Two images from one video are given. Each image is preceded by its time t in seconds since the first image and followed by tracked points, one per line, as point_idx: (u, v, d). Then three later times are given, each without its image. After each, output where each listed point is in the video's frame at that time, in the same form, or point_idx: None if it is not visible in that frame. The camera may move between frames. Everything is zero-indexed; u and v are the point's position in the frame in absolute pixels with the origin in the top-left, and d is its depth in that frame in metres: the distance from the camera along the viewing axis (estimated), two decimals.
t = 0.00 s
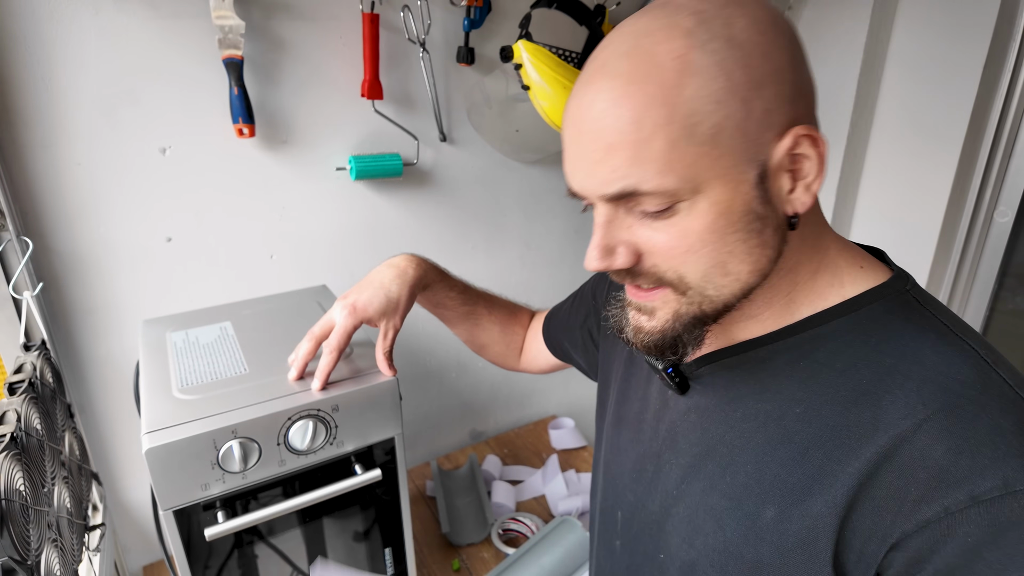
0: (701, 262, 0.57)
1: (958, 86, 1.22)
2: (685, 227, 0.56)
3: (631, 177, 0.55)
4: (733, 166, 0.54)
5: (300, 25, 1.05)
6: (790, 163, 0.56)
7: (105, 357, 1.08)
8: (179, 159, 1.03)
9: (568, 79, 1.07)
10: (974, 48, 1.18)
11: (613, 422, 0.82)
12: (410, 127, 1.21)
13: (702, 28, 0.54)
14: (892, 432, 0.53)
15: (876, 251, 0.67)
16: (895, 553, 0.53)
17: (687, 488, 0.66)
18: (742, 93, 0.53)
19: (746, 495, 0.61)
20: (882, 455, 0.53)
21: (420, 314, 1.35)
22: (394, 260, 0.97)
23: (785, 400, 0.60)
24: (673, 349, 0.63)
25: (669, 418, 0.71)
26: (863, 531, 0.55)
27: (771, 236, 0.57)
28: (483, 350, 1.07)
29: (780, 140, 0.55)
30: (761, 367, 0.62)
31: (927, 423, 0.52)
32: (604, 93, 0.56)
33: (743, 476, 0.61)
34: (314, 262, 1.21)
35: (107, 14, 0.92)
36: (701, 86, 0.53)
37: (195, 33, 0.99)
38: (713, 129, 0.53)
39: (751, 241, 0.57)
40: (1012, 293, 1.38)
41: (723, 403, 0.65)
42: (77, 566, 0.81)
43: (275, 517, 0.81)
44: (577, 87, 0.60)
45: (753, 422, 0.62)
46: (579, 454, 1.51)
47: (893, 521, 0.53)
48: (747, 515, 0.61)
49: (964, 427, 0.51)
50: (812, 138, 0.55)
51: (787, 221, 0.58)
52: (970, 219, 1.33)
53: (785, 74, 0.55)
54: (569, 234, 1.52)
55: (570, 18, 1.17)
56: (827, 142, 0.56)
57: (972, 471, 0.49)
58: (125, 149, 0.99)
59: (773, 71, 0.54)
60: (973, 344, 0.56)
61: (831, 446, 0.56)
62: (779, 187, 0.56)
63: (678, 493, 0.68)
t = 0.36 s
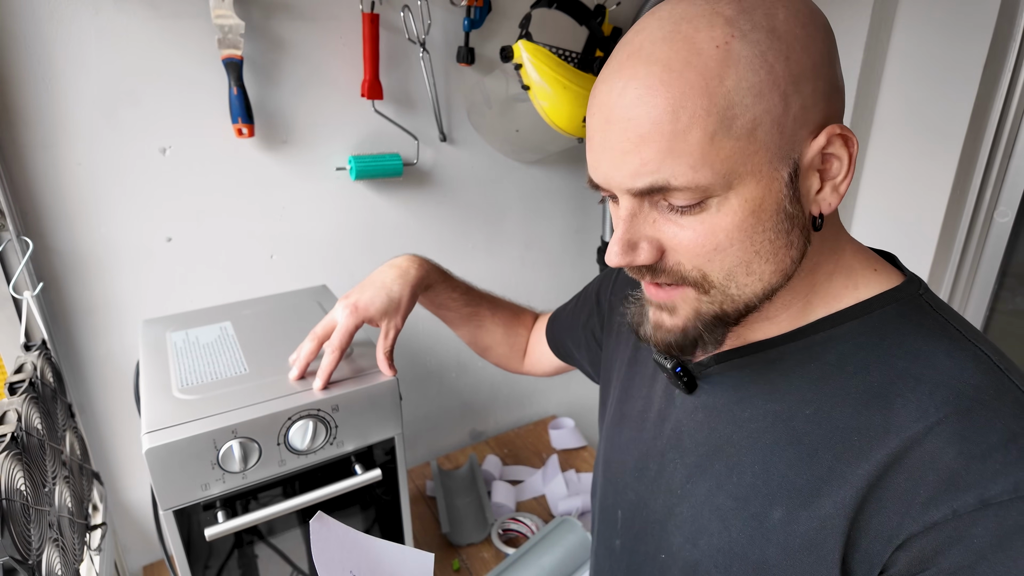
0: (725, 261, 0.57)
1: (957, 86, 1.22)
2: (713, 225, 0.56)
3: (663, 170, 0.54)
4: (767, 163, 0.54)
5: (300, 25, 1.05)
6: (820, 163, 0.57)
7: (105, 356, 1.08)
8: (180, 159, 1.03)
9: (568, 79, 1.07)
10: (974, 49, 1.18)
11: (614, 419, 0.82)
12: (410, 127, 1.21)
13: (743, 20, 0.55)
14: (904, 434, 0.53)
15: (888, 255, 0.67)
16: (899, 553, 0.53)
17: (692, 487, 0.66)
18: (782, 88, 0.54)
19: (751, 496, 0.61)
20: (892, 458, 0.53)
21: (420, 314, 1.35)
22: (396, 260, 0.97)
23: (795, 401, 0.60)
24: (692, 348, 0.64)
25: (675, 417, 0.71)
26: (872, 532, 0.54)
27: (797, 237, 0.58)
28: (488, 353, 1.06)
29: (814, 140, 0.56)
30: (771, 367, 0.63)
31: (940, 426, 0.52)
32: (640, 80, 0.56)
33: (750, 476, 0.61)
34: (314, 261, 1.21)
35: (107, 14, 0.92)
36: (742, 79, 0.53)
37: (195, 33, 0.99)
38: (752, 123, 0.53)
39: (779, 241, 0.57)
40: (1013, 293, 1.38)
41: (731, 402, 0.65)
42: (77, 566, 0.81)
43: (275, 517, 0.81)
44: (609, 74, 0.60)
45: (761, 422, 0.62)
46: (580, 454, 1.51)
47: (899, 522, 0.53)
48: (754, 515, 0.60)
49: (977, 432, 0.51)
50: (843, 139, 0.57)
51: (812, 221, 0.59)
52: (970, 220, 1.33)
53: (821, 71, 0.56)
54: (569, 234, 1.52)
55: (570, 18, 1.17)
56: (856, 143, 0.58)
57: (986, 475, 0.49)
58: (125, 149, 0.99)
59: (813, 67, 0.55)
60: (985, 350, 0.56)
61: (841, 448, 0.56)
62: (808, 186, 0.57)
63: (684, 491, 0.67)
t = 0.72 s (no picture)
0: (723, 259, 0.57)
1: (958, 86, 1.22)
2: (711, 222, 0.56)
3: (661, 165, 0.54)
4: (767, 160, 0.54)
5: (300, 25, 1.05)
6: (819, 163, 0.57)
7: (105, 357, 1.08)
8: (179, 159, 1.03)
9: (568, 79, 1.07)
10: (974, 49, 1.18)
11: (615, 420, 0.83)
12: (410, 127, 1.21)
13: (746, 16, 0.55)
14: (906, 439, 0.53)
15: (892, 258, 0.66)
16: (900, 561, 0.53)
17: (693, 491, 0.67)
18: (783, 84, 0.54)
19: (751, 500, 0.61)
20: (893, 464, 0.53)
21: (420, 314, 1.35)
22: (397, 260, 0.97)
23: (795, 405, 0.60)
24: (688, 348, 0.63)
25: (675, 421, 0.71)
26: (873, 539, 0.55)
27: (795, 237, 0.58)
28: (489, 355, 1.06)
29: (813, 139, 0.56)
30: (772, 371, 0.62)
31: (942, 431, 0.52)
32: (640, 74, 0.56)
33: (751, 480, 0.61)
34: (314, 262, 1.21)
35: (107, 14, 0.92)
36: (743, 75, 0.53)
37: (195, 33, 0.99)
38: (752, 119, 0.53)
39: (777, 240, 0.57)
40: (1013, 293, 1.38)
41: (732, 405, 0.65)
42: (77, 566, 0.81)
43: (275, 517, 0.80)
44: (609, 67, 0.60)
45: (761, 426, 0.62)
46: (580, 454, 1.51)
47: (901, 529, 0.53)
48: (754, 521, 0.61)
49: (979, 437, 0.51)
50: (844, 139, 0.57)
51: (811, 222, 0.59)
52: (971, 220, 1.33)
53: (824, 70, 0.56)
54: (569, 234, 1.52)
55: (570, 18, 1.16)
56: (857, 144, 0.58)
57: (989, 481, 0.49)
58: (125, 149, 0.99)
59: (816, 65, 0.55)
60: (990, 354, 0.55)
61: (842, 453, 0.56)
62: (807, 187, 0.57)
63: (684, 495, 0.68)
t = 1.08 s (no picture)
0: (718, 259, 0.57)
1: (959, 85, 1.22)
2: (705, 222, 0.56)
3: (653, 165, 0.54)
4: (760, 160, 0.54)
5: (300, 25, 1.05)
6: (813, 162, 0.57)
7: (105, 357, 1.08)
8: (179, 159, 1.03)
9: (568, 79, 1.06)
10: (975, 49, 1.18)
11: (614, 421, 0.83)
12: (410, 128, 1.21)
13: (737, 15, 0.55)
14: (903, 441, 0.53)
15: (890, 258, 0.66)
16: (898, 562, 0.53)
17: (690, 492, 0.67)
18: (775, 83, 0.54)
19: (748, 502, 0.61)
20: (891, 465, 0.54)
21: (420, 314, 1.35)
22: (398, 260, 0.97)
23: (793, 406, 0.60)
24: (688, 350, 0.62)
25: (672, 422, 0.71)
26: (871, 541, 0.55)
27: (790, 236, 0.57)
28: (490, 356, 1.05)
29: (807, 138, 0.56)
30: (769, 371, 0.62)
31: (939, 432, 0.52)
32: (633, 74, 0.56)
33: (748, 482, 0.61)
34: (313, 262, 1.21)
35: (108, 14, 0.92)
36: (735, 74, 0.53)
37: (195, 33, 0.99)
38: (745, 118, 0.53)
39: (772, 240, 0.57)
40: (1013, 293, 1.38)
41: (730, 406, 0.65)
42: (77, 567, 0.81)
43: (275, 517, 0.81)
44: (602, 69, 0.60)
45: (758, 427, 0.62)
46: (580, 454, 1.51)
47: (899, 530, 0.53)
48: (751, 522, 0.61)
49: (977, 438, 0.51)
50: (837, 138, 0.57)
51: (807, 222, 0.58)
52: (971, 220, 1.33)
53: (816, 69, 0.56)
54: (570, 234, 1.52)
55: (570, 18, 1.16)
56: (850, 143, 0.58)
57: (988, 483, 0.49)
58: (125, 149, 0.99)
59: (807, 65, 0.55)
60: (987, 355, 0.55)
61: (839, 454, 0.56)
62: (801, 186, 0.57)
63: (681, 497, 0.68)
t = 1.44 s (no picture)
0: (715, 256, 0.57)
1: (960, 85, 1.21)
2: (703, 218, 0.56)
3: (651, 160, 0.54)
4: (757, 156, 0.54)
5: (300, 25, 1.05)
6: (810, 159, 0.57)
7: (105, 357, 1.08)
8: (179, 159, 1.03)
9: (569, 79, 1.07)
10: (975, 49, 1.18)
11: (612, 421, 0.82)
12: (410, 128, 1.21)
13: (735, 12, 0.55)
14: (896, 441, 0.53)
15: (885, 258, 0.66)
16: (893, 563, 0.53)
17: (685, 493, 0.67)
18: (773, 79, 0.54)
19: (743, 503, 0.61)
20: (884, 466, 0.54)
21: (420, 314, 1.35)
22: (399, 261, 0.97)
23: (787, 407, 0.60)
24: (680, 348, 0.63)
25: (667, 423, 0.71)
26: (865, 543, 0.55)
27: (786, 233, 0.57)
28: (490, 356, 1.05)
29: (803, 135, 0.56)
30: (763, 371, 0.62)
31: (933, 431, 0.52)
32: (630, 70, 0.56)
33: (742, 483, 0.62)
34: (313, 262, 1.21)
35: (108, 15, 0.93)
36: (733, 69, 0.53)
37: (195, 33, 0.99)
38: (743, 114, 0.53)
39: (768, 236, 0.57)
40: (1013, 292, 1.38)
41: (723, 407, 0.65)
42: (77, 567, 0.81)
43: (275, 517, 0.80)
44: (599, 66, 0.60)
45: (752, 428, 0.62)
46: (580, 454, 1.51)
47: (892, 532, 0.53)
48: (745, 523, 0.61)
49: (970, 439, 0.51)
50: (834, 134, 0.57)
51: (803, 219, 0.58)
52: (970, 220, 1.33)
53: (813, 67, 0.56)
54: (570, 234, 1.52)
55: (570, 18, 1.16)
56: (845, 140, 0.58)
57: (980, 484, 0.49)
58: (125, 149, 0.99)
59: (805, 62, 0.56)
60: (981, 355, 0.55)
61: (832, 455, 0.56)
62: (798, 183, 0.57)
63: (676, 498, 0.68)
